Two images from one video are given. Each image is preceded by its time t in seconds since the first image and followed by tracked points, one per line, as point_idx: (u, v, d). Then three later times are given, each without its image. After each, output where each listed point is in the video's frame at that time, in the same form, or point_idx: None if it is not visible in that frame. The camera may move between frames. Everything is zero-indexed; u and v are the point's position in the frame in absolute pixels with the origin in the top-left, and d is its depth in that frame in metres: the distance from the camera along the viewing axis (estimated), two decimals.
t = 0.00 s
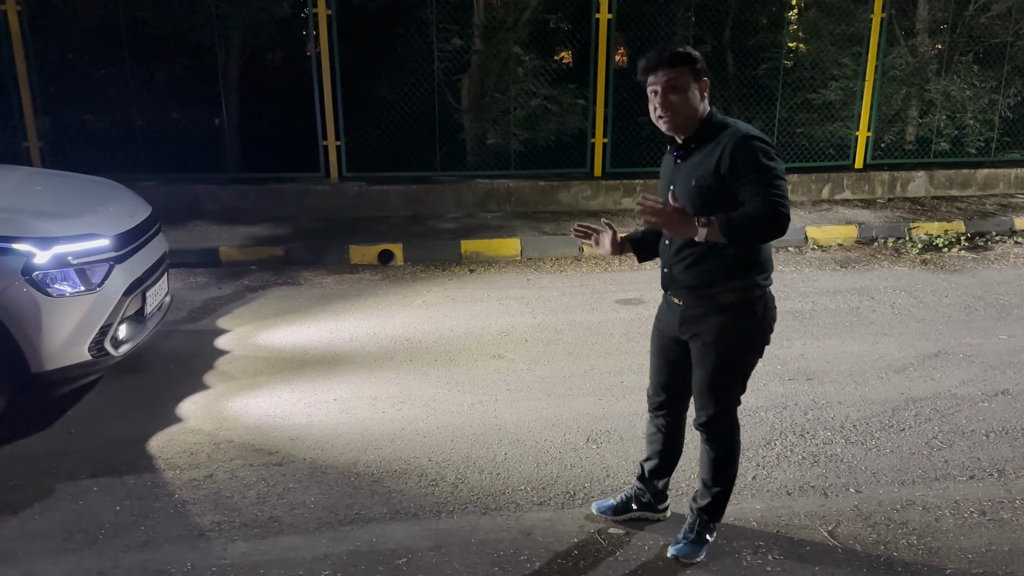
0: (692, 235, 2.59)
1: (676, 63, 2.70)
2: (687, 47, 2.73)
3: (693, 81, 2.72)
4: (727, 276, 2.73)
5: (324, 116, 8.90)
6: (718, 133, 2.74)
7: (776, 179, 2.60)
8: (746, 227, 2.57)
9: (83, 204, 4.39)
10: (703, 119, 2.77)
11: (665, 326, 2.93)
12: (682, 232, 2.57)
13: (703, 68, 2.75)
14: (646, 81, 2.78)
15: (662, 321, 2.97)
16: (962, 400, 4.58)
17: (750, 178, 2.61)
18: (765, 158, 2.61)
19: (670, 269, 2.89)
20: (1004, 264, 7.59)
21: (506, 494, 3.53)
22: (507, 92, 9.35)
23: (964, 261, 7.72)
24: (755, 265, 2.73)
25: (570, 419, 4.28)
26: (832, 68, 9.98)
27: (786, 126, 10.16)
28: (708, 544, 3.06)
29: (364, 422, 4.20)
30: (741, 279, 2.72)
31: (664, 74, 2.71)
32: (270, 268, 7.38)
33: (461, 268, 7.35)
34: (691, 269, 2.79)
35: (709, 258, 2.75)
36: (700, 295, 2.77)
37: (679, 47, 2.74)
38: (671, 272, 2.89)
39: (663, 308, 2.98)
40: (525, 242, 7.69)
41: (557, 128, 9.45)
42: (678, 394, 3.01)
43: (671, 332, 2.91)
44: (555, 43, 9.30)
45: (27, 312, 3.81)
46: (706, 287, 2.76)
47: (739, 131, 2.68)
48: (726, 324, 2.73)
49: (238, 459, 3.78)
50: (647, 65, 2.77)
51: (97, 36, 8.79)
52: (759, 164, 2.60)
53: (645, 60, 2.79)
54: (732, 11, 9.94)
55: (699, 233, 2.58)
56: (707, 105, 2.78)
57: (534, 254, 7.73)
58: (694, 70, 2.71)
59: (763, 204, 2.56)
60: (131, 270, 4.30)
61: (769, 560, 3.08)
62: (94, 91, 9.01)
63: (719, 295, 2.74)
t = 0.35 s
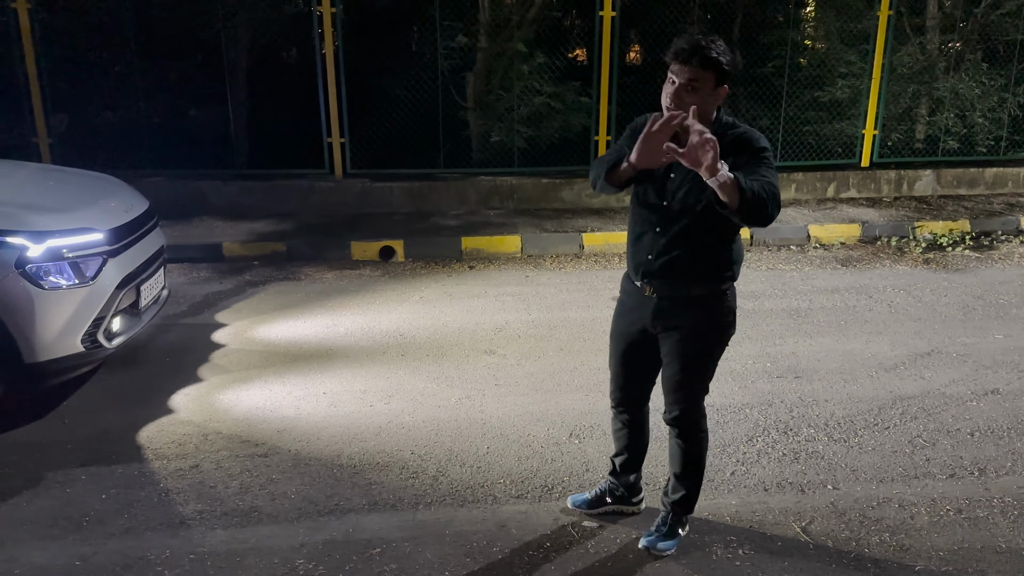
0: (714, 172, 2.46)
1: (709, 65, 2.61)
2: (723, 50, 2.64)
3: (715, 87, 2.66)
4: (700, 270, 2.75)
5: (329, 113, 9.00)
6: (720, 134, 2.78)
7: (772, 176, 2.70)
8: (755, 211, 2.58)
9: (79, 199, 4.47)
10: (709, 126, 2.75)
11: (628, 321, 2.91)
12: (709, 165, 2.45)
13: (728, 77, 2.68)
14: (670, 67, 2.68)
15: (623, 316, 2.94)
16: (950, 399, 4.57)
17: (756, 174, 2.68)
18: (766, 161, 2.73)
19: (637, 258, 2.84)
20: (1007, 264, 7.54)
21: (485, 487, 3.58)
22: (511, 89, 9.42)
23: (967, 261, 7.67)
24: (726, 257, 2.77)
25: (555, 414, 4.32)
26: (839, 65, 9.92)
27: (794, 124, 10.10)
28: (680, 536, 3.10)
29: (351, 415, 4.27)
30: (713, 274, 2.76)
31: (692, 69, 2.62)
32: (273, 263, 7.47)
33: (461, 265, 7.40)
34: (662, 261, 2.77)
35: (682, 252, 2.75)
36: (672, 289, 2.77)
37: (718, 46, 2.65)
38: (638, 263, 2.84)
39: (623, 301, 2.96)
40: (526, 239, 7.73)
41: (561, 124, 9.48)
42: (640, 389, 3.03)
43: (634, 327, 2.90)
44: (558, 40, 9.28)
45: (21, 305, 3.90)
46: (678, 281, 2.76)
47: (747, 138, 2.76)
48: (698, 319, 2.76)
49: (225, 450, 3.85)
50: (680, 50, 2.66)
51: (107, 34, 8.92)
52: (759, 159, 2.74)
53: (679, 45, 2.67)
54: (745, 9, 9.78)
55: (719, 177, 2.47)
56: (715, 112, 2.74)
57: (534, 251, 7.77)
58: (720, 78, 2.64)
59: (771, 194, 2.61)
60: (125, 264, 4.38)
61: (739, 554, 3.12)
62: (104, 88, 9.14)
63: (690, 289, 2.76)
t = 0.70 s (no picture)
0: (714, 196, 2.47)
1: (703, 74, 2.52)
2: (718, 59, 2.56)
3: (709, 96, 2.58)
4: (683, 278, 2.75)
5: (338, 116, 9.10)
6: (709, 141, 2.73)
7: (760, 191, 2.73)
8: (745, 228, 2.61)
9: (84, 200, 4.55)
10: (699, 136, 2.65)
11: (604, 326, 2.88)
12: (711, 189, 2.45)
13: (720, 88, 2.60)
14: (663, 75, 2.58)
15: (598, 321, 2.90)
16: (949, 405, 4.54)
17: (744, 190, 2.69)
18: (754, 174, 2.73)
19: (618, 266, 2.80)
20: (1017, 269, 7.48)
21: (475, 488, 3.60)
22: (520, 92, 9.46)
23: (977, 266, 7.61)
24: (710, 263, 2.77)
25: (550, 416, 4.34)
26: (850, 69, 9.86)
27: (807, 127, 9.99)
28: (665, 539, 3.12)
29: (347, 415, 4.31)
30: (694, 279, 2.76)
31: (687, 77, 2.53)
32: (280, 264, 7.54)
33: (466, 267, 7.44)
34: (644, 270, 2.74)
35: (666, 261, 2.73)
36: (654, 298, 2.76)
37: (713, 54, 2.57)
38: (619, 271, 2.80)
39: (597, 304, 2.91)
40: (532, 242, 7.75)
41: (569, 128, 9.56)
42: (608, 395, 3.03)
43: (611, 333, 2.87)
44: (567, 43, 9.31)
45: (23, 303, 3.97)
46: (660, 289, 2.75)
47: (735, 150, 2.73)
48: (679, 326, 2.79)
49: (220, 449, 3.90)
50: (674, 58, 2.57)
51: (121, 37, 9.04)
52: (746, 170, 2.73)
53: (674, 53, 2.58)
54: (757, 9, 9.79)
55: (718, 201, 2.48)
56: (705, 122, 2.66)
57: (540, 253, 7.79)
58: (714, 87, 2.56)
59: (760, 213, 2.65)
60: (127, 264, 4.44)
61: (724, 558, 3.13)
62: (117, 90, 9.26)
63: (672, 297, 2.76)
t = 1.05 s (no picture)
0: (679, 254, 2.42)
1: (660, 70, 2.53)
2: (673, 60, 2.59)
3: (662, 100, 2.55)
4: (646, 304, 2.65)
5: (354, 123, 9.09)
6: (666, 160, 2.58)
7: (723, 220, 2.60)
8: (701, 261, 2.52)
9: (95, 205, 4.58)
10: (656, 143, 2.58)
11: (572, 349, 2.78)
12: (678, 249, 2.40)
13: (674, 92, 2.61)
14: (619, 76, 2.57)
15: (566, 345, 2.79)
16: (962, 420, 4.46)
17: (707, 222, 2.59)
18: (717, 202, 2.59)
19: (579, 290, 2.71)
20: None
21: (475, 497, 3.58)
22: (534, 101, 9.37)
23: (996, 278, 7.49)
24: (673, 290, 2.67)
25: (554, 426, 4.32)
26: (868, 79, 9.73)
27: (824, 138, 9.95)
28: (665, 553, 3.08)
29: (352, 422, 4.30)
30: (661, 305, 2.66)
31: (645, 73, 2.52)
32: (293, 270, 7.58)
33: (478, 274, 7.43)
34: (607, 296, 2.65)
35: (627, 287, 2.63)
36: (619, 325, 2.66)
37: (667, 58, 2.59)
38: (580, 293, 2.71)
39: (562, 325, 2.81)
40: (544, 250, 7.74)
41: (584, 136, 9.53)
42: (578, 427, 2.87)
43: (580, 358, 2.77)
44: (584, 50, 9.35)
45: (32, 307, 4.00)
46: (626, 314, 2.65)
47: (697, 174, 2.58)
48: (649, 351, 2.70)
49: (223, 455, 3.91)
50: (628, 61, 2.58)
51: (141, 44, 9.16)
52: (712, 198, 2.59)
53: (626, 57, 2.60)
54: (775, 17, 9.79)
55: (683, 257, 2.44)
56: (662, 128, 2.61)
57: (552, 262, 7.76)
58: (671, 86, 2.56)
59: (721, 247, 2.55)
60: (136, 269, 4.47)
61: (724, 573, 3.09)
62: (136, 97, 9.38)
63: (638, 323, 2.66)
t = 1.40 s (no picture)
0: (593, 261, 2.30)
1: (570, 84, 2.46)
2: (587, 70, 2.51)
3: (575, 114, 2.48)
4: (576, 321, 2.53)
5: (380, 135, 9.15)
6: (590, 168, 2.50)
7: (650, 230, 2.48)
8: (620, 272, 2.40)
9: (117, 215, 4.62)
10: (580, 153, 2.52)
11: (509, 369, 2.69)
12: (590, 254, 2.28)
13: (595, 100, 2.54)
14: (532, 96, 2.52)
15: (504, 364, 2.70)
16: (992, 444, 4.32)
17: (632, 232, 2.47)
18: (645, 210, 2.48)
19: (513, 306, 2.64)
20: None
21: (486, 515, 3.53)
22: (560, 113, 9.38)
23: None
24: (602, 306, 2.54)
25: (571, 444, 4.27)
26: (901, 92, 9.60)
27: (856, 151, 9.78)
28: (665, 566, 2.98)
29: (367, 436, 4.28)
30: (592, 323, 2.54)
31: (555, 91, 2.46)
32: (316, 281, 7.61)
33: (501, 287, 7.40)
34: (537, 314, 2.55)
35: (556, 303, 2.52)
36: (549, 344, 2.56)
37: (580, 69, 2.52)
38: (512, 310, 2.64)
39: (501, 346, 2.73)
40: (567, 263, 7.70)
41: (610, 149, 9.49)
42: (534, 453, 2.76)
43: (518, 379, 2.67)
44: (610, 63, 9.36)
45: (52, 316, 4.03)
46: (559, 334, 2.54)
47: (621, 181, 2.48)
48: (583, 374, 2.58)
49: (237, 467, 3.90)
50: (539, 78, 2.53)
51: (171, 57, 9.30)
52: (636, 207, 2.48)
53: (538, 73, 2.54)
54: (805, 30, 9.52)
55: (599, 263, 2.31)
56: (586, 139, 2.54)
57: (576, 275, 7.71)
58: (587, 97, 2.48)
59: (645, 253, 2.42)
60: (157, 280, 4.48)
61: None
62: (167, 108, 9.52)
63: (570, 341, 2.55)
